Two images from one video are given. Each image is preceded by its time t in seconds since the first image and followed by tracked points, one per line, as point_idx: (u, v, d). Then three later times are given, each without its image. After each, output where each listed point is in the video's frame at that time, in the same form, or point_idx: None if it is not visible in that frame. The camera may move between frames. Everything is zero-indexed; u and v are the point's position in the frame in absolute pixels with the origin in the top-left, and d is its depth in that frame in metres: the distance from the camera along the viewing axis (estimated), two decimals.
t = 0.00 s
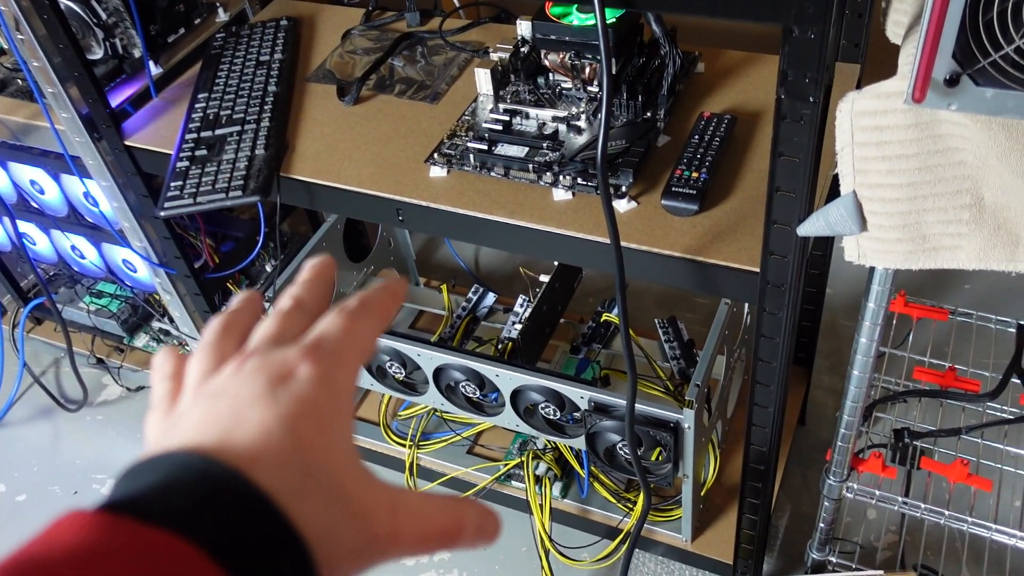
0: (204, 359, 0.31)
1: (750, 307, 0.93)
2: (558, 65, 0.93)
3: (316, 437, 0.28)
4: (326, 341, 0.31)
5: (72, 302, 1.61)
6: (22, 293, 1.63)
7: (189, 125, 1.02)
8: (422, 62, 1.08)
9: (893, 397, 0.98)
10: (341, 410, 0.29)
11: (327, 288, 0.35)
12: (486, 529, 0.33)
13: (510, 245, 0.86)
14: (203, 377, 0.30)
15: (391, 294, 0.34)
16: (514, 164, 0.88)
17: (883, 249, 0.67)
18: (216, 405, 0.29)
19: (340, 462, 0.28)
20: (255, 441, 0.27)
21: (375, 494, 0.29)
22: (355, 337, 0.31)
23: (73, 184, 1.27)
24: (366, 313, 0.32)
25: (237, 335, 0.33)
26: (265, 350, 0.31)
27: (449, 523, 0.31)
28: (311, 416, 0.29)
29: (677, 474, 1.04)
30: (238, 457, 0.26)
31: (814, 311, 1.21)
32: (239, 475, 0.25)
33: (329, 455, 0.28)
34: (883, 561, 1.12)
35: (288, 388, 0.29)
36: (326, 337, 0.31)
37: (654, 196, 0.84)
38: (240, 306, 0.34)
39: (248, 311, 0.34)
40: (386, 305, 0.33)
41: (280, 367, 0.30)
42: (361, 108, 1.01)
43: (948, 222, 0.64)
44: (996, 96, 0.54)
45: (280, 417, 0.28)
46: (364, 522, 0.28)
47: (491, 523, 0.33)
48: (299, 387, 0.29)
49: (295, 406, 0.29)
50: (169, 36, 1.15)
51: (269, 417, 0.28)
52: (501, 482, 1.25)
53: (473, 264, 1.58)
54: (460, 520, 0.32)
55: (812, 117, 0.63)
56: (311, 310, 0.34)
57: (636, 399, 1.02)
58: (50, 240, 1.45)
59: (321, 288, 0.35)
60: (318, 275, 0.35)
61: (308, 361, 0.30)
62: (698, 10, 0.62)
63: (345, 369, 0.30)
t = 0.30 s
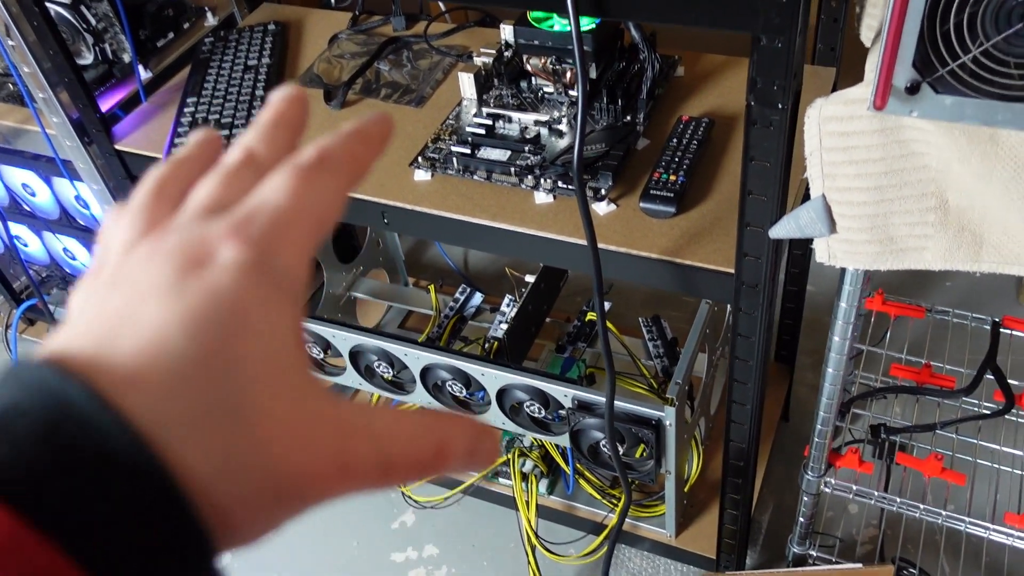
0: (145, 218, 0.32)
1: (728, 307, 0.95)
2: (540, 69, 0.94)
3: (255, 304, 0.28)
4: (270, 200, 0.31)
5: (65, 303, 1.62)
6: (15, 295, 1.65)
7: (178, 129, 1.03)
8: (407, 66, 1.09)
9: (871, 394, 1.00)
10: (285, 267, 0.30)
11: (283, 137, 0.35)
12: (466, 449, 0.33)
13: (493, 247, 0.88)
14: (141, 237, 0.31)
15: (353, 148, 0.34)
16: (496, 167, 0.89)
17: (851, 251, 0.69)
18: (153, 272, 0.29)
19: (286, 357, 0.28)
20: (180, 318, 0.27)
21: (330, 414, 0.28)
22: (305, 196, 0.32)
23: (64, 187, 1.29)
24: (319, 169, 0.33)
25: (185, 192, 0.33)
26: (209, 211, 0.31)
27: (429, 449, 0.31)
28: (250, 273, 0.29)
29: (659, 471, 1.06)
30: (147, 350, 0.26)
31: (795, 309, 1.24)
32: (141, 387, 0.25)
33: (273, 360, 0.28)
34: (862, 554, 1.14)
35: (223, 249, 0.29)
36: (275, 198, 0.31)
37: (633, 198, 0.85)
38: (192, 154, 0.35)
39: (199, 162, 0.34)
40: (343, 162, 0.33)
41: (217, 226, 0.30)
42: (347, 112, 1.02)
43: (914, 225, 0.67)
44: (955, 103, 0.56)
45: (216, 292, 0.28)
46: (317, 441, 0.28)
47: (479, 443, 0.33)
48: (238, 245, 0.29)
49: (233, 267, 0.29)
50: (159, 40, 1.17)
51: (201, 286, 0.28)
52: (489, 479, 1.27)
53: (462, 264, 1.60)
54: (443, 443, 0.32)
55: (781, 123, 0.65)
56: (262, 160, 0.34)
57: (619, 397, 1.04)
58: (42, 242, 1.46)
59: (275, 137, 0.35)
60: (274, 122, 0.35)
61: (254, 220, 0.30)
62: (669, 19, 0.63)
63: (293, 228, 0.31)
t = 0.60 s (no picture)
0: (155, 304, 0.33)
1: (714, 336, 0.98)
2: (531, 107, 0.97)
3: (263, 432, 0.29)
4: (281, 307, 0.32)
5: (71, 333, 1.65)
6: (22, 324, 1.68)
7: (183, 165, 1.07)
8: (404, 103, 1.13)
9: (855, 421, 1.03)
10: (351, 375, 0.31)
11: (274, 225, 0.35)
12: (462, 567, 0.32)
13: (485, 279, 0.91)
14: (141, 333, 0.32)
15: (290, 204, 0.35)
16: (488, 203, 0.93)
17: (826, 284, 0.72)
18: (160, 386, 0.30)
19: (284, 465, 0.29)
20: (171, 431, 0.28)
21: (314, 536, 0.28)
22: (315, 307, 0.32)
23: (72, 220, 1.32)
24: (323, 264, 0.34)
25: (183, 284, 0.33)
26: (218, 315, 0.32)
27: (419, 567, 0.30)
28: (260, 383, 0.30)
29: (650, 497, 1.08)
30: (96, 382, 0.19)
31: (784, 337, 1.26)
32: (128, 495, 0.26)
33: (268, 482, 0.28)
34: None
35: (235, 364, 0.30)
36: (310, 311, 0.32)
37: (620, 232, 0.89)
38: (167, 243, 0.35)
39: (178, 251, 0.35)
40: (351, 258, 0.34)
41: (225, 333, 0.31)
42: (345, 148, 1.06)
43: (884, 259, 0.69)
44: (915, 145, 0.59)
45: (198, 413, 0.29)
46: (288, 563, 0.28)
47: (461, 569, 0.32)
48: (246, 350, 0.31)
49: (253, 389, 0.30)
50: (165, 79, 1.21)
51: (204, 403, 0.29)
52: (484, 506, 1.29)
53: (460, 293, 1.63)
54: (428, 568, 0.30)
55: (755, 163, 0.68)
56: (255, 250, 0.34)
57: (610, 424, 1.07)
58: (49, 273, 1.50)
59: (266, 222, 0.35)
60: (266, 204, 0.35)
61: (276, 336, 0.31)
62: (647, 65, 0.67)
63: (313, 341, 0.31)
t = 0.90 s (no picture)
0: (126, 343, 0.34)
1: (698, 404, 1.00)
2: (518, 181, 1.01)
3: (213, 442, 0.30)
4: (223, 355, 0.34)
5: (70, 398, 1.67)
6: (22, 390, 1.70)
7: (182, 237, 1.10)
8: (398, 176, 1.17)
9: (839, 487, 1.04)
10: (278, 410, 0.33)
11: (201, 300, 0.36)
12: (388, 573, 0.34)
13: (472, 349, 0.93)
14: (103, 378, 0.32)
15: (340, 327, 0.38)
16: (476, 274, 0.96)
17: (800, 355, 0.74)
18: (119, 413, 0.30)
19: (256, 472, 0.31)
20: (136, 448, 0.29)
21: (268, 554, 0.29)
22: (293, 364, 0.34)
23: (73, 288, 1.35)
24: (307, 341, 0.36)
25: (166, 321, 0.35)
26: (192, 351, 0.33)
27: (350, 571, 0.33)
28: (203, 405, 0.31)
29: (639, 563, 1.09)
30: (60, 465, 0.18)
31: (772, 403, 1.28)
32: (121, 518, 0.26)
33: (219, 499, 0.29)
34: None
35: (187, 401, 0.31)
36: (260, 358, 0.34)
37: (603, 302, 0.91)
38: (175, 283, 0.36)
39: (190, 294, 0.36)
40: (327, 330, 0.37)
41: (173, 372, 0.32)
42: (340, 220, 1.09)
43: (854, 331, 0.72)
44: (875, 224, 0.62)
45: (146, 437, 0.30)
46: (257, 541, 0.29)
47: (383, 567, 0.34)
48: (196, 387, 0.32)
49: (204, 412, 0.31)
50: (168, 152, 1.25)
51: (159, 430, 0.30)
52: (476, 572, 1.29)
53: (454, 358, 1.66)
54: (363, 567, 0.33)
55: (726, 239, 0.71)
56: (237, 330, 0.35)
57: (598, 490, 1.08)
58: (51, 339, 1.52)
59: (264, 299, 0.37)
60: (267, 272, 0.38)
61: (219, 374, 0.33)
62: (622, 147, 0.70)
63: (252, 379, 0.33)
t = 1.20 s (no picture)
0: None
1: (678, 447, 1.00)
2: (494, 228, 1.01)
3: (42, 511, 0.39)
4: (43, 456, 0.42)
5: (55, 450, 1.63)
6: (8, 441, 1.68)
7: (164, 287, 1.11)
8: (380, 225, 1.18)
9: (823, 529, 1.04)
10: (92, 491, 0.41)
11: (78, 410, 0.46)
12: None
13: (450, 395, 0.94)
14: None
15: (142, 442, 0.47)
16: (454, 320, 0.97)
17: (771, 396, 0.74)
18: None
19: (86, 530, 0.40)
20: None
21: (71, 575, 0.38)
22: (104, 467, 0.43)
23: (59, 339, 1.35)
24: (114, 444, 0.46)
25: None
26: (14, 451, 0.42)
27: None
28: (39, 499, 0.40)
29: None
30: None
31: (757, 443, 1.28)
32: None
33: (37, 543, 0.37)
34: None
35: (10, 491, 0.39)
36: (79, 461, 0.43)
37: (579, 346, 0.92)
38: None
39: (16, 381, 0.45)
40: (129, 445, 0.46)
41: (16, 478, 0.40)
42: (321, 269, 1.11)
43: (823, 370, 0.72)
44: (835, 267, 0.63)
45: None
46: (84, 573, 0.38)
47: None
48: (34, 484, 0.40)
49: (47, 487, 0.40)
50: (152, 204, 1.27)
51: None
52: None
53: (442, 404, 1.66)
54: None
55: (693, 283, 0.72)
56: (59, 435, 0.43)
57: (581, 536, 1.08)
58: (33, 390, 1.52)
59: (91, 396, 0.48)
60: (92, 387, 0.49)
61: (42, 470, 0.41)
62: (587, 195, 0.71)
63: (71, 475, 0.42)
